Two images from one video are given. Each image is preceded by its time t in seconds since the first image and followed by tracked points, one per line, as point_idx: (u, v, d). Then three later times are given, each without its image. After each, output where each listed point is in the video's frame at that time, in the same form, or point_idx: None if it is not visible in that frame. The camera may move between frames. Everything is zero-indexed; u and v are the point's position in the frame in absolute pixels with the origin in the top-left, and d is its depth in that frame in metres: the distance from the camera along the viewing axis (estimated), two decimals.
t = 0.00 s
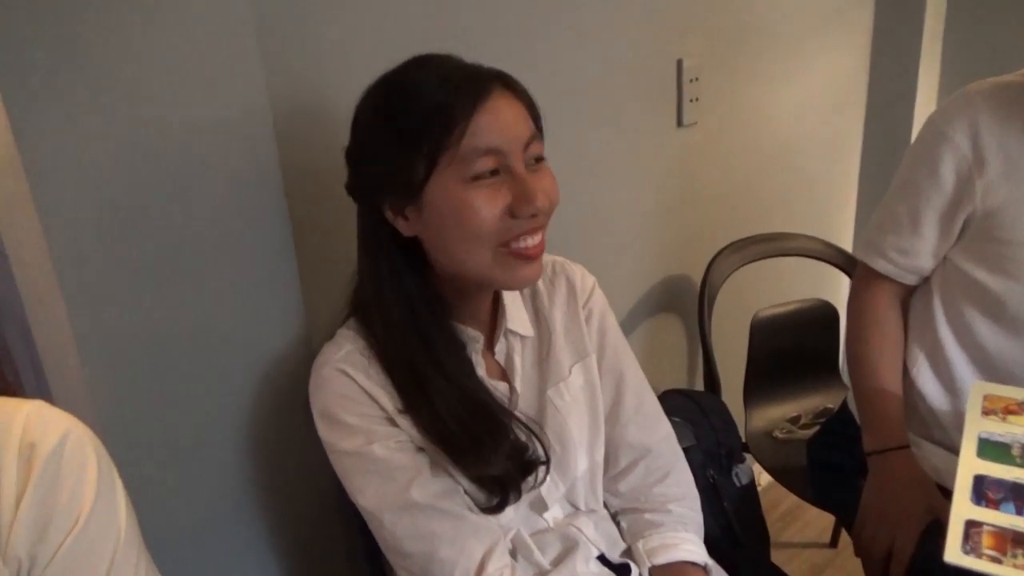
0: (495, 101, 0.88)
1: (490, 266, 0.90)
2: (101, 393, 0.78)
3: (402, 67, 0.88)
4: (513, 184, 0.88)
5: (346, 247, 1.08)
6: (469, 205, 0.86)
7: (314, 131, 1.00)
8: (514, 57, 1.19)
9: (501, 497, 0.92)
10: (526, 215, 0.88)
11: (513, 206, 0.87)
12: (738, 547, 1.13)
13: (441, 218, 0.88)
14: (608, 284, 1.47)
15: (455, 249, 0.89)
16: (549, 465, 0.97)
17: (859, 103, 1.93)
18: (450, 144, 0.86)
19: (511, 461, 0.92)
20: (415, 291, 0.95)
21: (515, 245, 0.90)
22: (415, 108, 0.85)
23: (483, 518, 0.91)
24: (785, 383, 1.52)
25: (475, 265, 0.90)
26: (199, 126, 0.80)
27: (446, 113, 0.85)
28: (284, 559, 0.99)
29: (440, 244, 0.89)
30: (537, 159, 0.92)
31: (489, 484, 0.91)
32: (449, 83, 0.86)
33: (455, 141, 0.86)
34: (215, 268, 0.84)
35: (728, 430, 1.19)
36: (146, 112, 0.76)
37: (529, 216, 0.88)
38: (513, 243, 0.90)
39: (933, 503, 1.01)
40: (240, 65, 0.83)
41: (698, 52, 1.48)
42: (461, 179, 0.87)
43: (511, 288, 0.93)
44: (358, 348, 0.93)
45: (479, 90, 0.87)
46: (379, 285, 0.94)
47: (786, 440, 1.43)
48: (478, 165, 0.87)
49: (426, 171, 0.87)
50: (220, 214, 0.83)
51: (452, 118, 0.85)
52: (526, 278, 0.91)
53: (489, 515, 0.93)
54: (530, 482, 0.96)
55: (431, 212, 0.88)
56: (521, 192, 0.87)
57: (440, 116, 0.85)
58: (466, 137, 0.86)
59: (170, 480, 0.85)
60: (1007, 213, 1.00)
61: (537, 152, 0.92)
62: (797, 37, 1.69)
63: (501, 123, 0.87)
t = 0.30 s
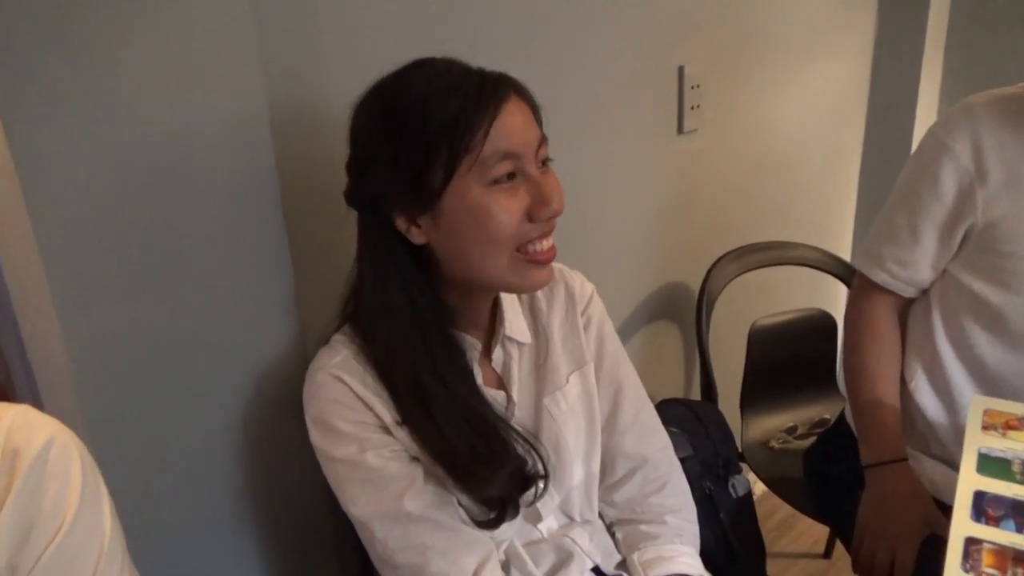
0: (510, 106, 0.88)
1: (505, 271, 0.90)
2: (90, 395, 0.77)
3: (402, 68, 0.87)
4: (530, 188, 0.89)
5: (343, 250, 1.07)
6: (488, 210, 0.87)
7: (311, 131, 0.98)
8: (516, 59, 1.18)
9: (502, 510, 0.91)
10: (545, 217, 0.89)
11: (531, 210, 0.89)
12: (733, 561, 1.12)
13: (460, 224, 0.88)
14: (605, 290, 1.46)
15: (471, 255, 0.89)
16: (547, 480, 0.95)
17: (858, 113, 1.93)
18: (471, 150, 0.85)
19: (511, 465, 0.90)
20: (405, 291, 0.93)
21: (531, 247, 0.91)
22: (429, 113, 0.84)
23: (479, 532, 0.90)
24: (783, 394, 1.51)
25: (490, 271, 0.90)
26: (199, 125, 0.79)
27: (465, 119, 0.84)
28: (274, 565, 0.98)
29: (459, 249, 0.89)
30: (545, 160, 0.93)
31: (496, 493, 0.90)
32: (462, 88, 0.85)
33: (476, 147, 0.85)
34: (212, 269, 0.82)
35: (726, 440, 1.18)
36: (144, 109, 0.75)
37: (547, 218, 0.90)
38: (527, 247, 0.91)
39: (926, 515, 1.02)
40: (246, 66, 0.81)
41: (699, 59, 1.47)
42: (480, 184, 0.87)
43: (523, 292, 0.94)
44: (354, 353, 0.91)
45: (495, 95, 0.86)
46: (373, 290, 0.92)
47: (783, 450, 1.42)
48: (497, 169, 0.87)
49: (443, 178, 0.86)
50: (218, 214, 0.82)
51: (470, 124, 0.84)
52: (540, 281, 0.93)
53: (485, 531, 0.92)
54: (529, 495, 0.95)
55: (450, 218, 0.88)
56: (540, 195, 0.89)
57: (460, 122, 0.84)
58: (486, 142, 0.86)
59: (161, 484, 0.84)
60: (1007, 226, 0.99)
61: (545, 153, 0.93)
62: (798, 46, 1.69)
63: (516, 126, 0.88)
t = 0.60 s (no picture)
0: (516, 105, 0.88)
1: (536, 269, 0.89)
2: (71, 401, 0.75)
3: (397, 76, 0.84)
4: (546, 182, 0.89)
5: (332, 255, 1.05)
6: (513, 210, 0.86)
7: (299, 133, 0.97)
8: (508, 62, 1.17)
9: (495, 537, 0.91)
10: (565, 208, 0.89)
11: (551, 202, 0.88)
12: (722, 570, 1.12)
13: (489, 228, 0.86)
14: (597, 296, 1.46)
15: (502, 257, 0.87)
16: (542, 505, 0.94)
17: (851, 121, 1.93)
18: (491, 149, 0.84)
19: (497, 498, 0.90)
20: (410, 307, 0.90)
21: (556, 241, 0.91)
22: (444, 119, 0.81)
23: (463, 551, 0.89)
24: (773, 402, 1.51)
25: (523, 269, 0.88)
26: (183, 124, 0.78)
27: (481, 120, 0.83)
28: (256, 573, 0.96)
29: (492, 256, 0.87)
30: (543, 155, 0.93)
31: (495, 525, 0.90)
32: (471, 90, 0.83)
33: (495, 145, 0.84)
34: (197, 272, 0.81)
35: (716, 449, 1.17)
36: (129, 108, 0.73)
37: (567, 209, 0.90)
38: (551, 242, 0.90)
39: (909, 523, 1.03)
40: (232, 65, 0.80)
41: (692, 64, 1.47)
42: (502, 184, 0.85)
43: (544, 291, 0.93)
44: (348, 359, 0.90)
45: (502, 95, 0.85)
46: (369, 300, 0.90)
47: (772, 458, 1.41)
48: (515, 168, 0.86)
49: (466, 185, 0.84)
50: (203, 215, 0.81)
51: (486, 125, 0.83)
52: (565, 274, 0.92)
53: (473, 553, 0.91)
54: (525, 521, 0.94)
55: (480, 224, 0.86)
56: (557, 187, 0.89)
57: (474, 124, 0.82)
58: (501, 142, 0.85)
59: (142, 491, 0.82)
60: (998, 234, 0.99)
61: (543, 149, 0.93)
62: (791, 53, 1.69)
63: (520, 124, 0.87)
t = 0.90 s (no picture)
0: (519, 114, 0.85)
1: (530, 283, 0.87)
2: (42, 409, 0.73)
3: (393, 81, 0.81)
4: (545, 195, 0.88)
5: (319, 262, 1.02)
6: (513, 222, 0.84)
7: (287, 137, 0.95)
8: (500, 65, 1.15)
9: (485, 555, 0.89)
10: (562, 223, 0.88)
11: (550, 215, 0.87)
12: None
13: (485, 241, 0.84)
14: (591, 304, 1.44)
15: (499, 270, 0.86)
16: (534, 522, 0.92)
17: (846, 129, 1.92)
18: (493, 160, 0.82)
19: (487, 514, 0.87)
20: (401, 315, 0.87)
21: (550, 255, 0.89)
22: (446, 128, 0.79)
23: None
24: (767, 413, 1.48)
25: (518, 283, 0.87)
26: (160, 123, 0.75)
27: (484, 130, 0.80)
28: None
29: (486, 269, 0.86)
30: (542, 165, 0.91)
31: (486, 544, 0.88)
32: (475, 97, 0.81)
33: (498, 156, 0.82)
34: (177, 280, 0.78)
35: (710, 462, 1.15)
36: (101, 106, 0.71)
37: (563, 224, 0.89)
38: (546, 255, 0.89)
39: (914, 542, 0.99)
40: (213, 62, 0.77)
41: (687, 69, 1.45)
42: (502, 195, 0.83)
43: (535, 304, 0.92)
44: (335, 373, 0.87)
45: (506, 105, 0.83)
46: (360, 311, 0.87)
47: (768, 471, 1.39)
48: (515, 181, 0.84)
49: (465, 197, 0.82)
50: (181, 219, 0.78)
51: (489, 136, 0.81)
52: (558, 289, 0.91)
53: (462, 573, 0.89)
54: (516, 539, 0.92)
55: (475, 237, 0.84)
56: (555, 202, 0.88)
57: (475, 136, 0.80)
58: (503, 155, 0.82)
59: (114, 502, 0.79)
60: (995, 245, 0.97)
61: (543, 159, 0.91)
62: (787, 59, 1.68)
63: (523, 135, 0.85)
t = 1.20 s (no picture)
0: (495, 108, 0.84)
1: (507, 283, 0.86)
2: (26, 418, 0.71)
3: (366, 81, 0.80)
4: (528, 189, 0.86)
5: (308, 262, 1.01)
6: (495, 220, 0.82)
7: (273, 135, 0.93)
8: (489, 58, 1.13)
9: (478, 562, 0.87)
10: (546, 216, 0.86)
11: (534, 208, 0.85)
12: None
13: (466, 240, 0.83)
14: (587, 303, 1.42)
15: (479, 269, 0.84)
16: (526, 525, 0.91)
17: (843, 125, 1.91)
18: (469, 157, 0.80)
19: (476, 517, 0.86)
20: (382, 318, 0.86)
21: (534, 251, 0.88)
22: (421, 124, 0.78)
23: None
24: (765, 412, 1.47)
25: (495, 283, 0.85)
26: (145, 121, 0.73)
27: (459, 124, 0.79)
28: None
29: (469, 268, 0.84)
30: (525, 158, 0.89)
31: (477, 547, 0.86)
32: (449, 92, 0.80)
33: (473, 153, 0.80)
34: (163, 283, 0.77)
35: (708, 464, 1.13)
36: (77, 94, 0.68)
37: (548, 217, 0.87)
38: (527, 252, 0.87)
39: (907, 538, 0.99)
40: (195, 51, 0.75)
41: (681, 62, 1.43)
42: (483, 193, 0.82)
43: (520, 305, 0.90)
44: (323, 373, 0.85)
45: (478, 98, 0.81)
46: (345, 313, 0.86)
47: (767, 470, 1.38)
48: (495, 177, 0.83)
49: (443, 197, 0.80)
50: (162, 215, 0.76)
51: (464, 131, 0.79)
52: (543, 288, 0.89)
53: None
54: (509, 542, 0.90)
55: (456, 236, 0.82)
56: (538, 194, 0.86)
57: (449, 133, 0.78)
58: (478, 151, 0.81)
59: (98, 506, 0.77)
60: (985, 241, 0.95)
61: (525, 153, 0.89)
62: (782, 55, 1.66)
63: (500, 131, 0.84)
